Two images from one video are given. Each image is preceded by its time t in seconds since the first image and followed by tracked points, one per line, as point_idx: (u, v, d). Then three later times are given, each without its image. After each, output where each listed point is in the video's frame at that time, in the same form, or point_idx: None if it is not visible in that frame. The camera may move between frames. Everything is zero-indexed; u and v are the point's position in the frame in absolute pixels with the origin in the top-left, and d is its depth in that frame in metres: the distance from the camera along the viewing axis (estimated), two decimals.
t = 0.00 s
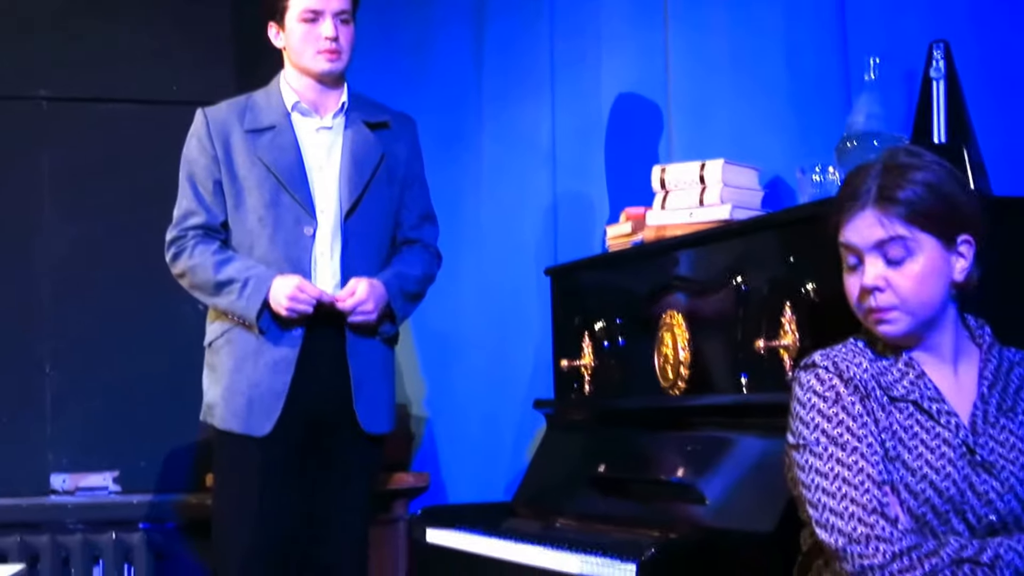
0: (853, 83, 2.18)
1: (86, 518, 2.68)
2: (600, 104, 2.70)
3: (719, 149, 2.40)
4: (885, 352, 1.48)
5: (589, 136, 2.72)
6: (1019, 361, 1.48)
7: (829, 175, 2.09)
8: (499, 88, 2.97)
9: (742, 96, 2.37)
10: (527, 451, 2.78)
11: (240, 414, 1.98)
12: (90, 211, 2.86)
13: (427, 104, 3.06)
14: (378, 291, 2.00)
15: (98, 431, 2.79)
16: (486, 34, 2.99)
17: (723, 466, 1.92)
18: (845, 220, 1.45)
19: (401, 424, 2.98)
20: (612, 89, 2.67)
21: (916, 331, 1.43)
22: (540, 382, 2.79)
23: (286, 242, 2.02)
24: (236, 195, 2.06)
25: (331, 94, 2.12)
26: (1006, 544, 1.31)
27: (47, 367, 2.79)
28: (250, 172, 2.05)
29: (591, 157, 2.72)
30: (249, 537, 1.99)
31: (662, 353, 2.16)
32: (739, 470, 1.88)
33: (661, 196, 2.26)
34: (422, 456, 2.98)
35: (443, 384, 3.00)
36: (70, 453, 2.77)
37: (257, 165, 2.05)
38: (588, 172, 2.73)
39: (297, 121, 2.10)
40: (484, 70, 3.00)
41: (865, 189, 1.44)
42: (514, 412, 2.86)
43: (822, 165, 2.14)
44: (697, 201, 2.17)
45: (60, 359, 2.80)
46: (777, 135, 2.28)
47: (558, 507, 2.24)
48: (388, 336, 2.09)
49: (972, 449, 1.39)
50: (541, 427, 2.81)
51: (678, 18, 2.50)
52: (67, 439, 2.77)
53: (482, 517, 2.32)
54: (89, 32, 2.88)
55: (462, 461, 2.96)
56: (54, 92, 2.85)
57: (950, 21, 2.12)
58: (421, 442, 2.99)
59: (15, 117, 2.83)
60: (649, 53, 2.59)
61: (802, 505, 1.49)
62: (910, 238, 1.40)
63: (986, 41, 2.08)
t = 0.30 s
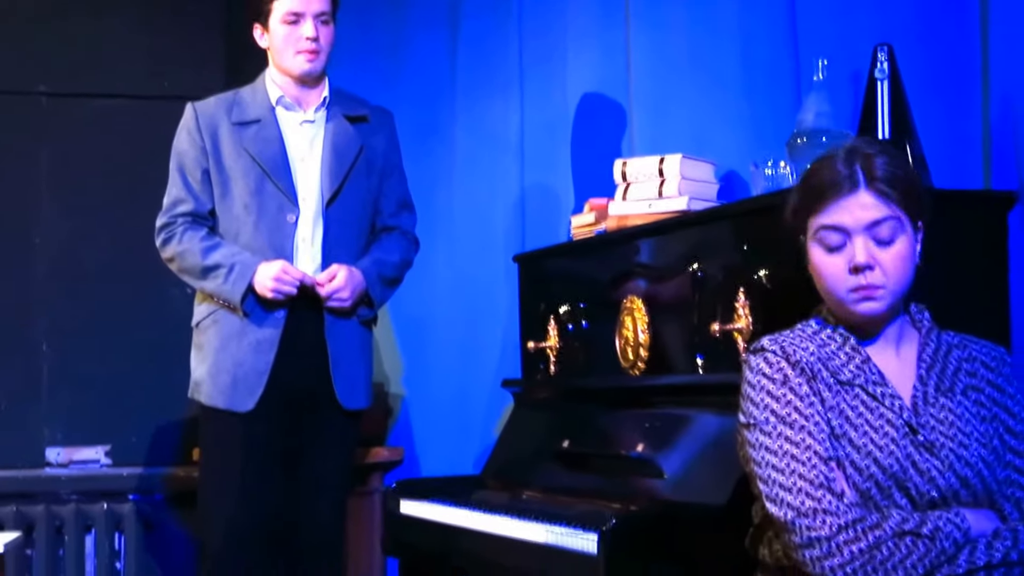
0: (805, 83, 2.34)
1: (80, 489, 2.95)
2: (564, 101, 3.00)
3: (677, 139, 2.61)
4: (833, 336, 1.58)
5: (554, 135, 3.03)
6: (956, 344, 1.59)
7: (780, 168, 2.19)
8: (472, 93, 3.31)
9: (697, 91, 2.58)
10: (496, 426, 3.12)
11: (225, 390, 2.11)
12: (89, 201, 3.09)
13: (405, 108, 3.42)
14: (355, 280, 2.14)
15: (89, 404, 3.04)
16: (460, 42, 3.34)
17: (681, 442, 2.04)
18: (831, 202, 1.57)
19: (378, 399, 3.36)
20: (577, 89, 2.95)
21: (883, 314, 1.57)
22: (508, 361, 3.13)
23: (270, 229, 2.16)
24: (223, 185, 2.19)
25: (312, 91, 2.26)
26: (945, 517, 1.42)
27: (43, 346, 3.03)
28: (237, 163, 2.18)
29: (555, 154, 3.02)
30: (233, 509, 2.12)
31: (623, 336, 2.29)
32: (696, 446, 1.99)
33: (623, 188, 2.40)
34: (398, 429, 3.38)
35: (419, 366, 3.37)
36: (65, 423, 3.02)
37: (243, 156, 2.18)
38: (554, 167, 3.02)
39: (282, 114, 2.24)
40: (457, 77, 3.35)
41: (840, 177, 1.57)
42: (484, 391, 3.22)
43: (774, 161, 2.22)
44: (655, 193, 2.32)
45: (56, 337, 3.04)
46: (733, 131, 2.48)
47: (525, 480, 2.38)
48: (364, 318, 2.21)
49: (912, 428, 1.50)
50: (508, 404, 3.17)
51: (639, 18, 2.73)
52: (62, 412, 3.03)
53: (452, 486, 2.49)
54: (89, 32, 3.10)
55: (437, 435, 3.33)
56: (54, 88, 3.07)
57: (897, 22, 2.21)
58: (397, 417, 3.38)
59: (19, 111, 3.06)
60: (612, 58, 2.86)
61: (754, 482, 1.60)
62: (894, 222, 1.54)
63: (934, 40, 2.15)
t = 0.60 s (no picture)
0: (778, 82, 2.41)
1: (77, 472, 3.03)
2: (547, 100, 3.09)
3: (649, 135, 2.72)
4: (806, 326, 1.64)
5: (535, 131, 3.13)
6: (921, 334, 1.64)
7: (753, 166, 2.26)
8: (456, 91, 3.42)
9: (672, 90, 2.68)
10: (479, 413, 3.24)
11: (219, 377, 2.19)
12: (84, 202, 3.19)
13: (394, 102, 3.49)
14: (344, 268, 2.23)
15: (86, 391, 3.15)
16: (446, 44, 3.44)
17: (658, 429, 2.06)
18: (830, 194, 1.62)
19: (366, 386, 3.43)
20: (558, 89, 3.05)
21: (867, 308, 1.64)
22: (489, 350, 3.25)
23: (262, 221, 2.25)
24: (217, 178, 2.28)
25: (302, 88, 2.35)
26: (911, 502, 1.49)
27: (42, 334, 3.14)
28: (230, 158, 2.27)
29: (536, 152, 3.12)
30: (230, 491, 2.20)
31: (602, 326, 2.38)
32: (673, 432, 2.02)
33: (601, 184, 2.49)
34: (384, 417, 3.43)
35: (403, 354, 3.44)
36: (62, 411, 3.13)
37: (236, 151, 2.28)
38: (534, 164, 3.12)
39: (274, 110, 2.33)
40: (442, 78, 3.46)
41: (833, 174, 1.63)
42: (467, 379, 3.33)
43: (747, 158, 2.28)
44: (632, 187, 2.40)
45: (55, 327, 3.15)
46: (706, 129, 2.57)
47: (506, 465, 2.46)
48: (351, 307, 2.30)
49: (880, 416, 1.56)
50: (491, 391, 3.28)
51: (617, 21, 2.83)
52: (60, 399, 3.13)
53: (437, 472, 2.59)
54: (87, 34, 3.20)
55: (417, 422, 3.42)
56: (53, 87, 3.16)
57: (867, 23, 2.27)
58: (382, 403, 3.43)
59: (18, 109, 3.15)
60: (591, 60, 2.95)
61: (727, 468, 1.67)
62: (890, 217, 1.61)
63: (902, 41, 2.21)
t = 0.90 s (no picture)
0: (773, 83, 2.43)
1: (76, 470, 3.05)
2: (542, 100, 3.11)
3: (646, 135, 2.75)
4: (800, 324, 1.66)
5: (530, 129, 3.15)
6: (914, 332, 1.67)
7: (747, 166, 2.28)
8: (453, 90, 3.45)
9: (669, 92, 2.70)
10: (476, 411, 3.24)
11: (221, 373, 2.21)
12: (85, 200, 3.24)
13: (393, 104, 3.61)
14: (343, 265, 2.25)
15: (87, 389, 3.20)
16: (444, 43, 3.47)
17: (655, 423, 2.09)
18: (824, 190, 1.64)
19: (365, 384, 3.55)
20: (557, 87, 3.05)
21: (861, 305, 1.66)
22: (487, 348, 3.25)
23: (261, 219, 2.27)
24: (216, 176, 2.30)
25: (302, 88, 2.37)
26: (903, 498, 1.52)
27: (43, 332, 3.18)
28: (230, 156, 2.29)
29: (531, 152, 3.14)
30: (229, 494, 2.22)
31: (598, 324, 2.40)
32: (670, 428, 2.04)
33: (597, 183, 2.52)
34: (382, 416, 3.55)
35: (401, 352, 3.54)
36: (62, 409, 3.17)
37: (236, 149, 2.30)
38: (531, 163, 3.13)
39: (273, 109, 2.35)
40: (439, 78, 3.50)
41: (826, 171, 1.65)
42: (463, 377, 3.35)
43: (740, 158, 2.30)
44: (628, 187, 2.42)
45: (55, 325, 3.19)
46: (702, 129, 2.60)
47: (503, 462, 2.48)
48: (350, 305, 2.31)
49: (873, 414, 1.58)
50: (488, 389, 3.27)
51: (614, 20, 2.85)
52: (60, 397, 3.18)
53: (434, 468, 2.62)
54: (86, 35, 3.26)
55: (416, 419, 3.48)
56: (54, 86, 3.22)
57: (862, 22, 2.29)
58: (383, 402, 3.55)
59: (19, 109, 3.20)
60: (587, 61, 2.96)
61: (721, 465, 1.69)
62: (883, 213, 1.64)
63: (898, 42, 2.22)
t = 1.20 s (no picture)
0: (775, 83, 2.43)
1: (78, 471, 3.06)
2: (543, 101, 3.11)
3: (647, 135, 2.75)
4: (802, 325, 1.66)
5: (531, 130, 3.15)
6: (915, 333, 1.67)
7: (749, 166, 2.27)
8: (454, 90, 3.45)
9: (671, 93, 2.70)
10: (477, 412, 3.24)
11: (223, 373, 2.21)
12: (86, 201, 3.25)
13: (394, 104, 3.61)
14: (346, 266, 2.25)
15: (88, 390, 3.20)
16: (446, 44, 3.47)
17: (656, 424, 2.09)
18: (826, 190, 1.64)
19: (367, 384, 3.58)
20: (557, 88, 3.06)
21: (862, 306, 1.65)
22: (488, 348, 3.25)
23: (264, 218, 2.26)
24: (218, 176, 2.30)
25: (303, 88, 2.36)
26: (904, 499, 1.52)
27: (45, 333, 3.19)
28: (232, 156, 2.29)
29: (532, 153, 3.14)
30: (229, 496, 2.22)
31: (599, 325, 2.40)
32: (672, 430, 2.04)
33: (599, 184, 2.51)
34: (384, 417, 3.58)
35: (403, 353, 3.55)
36: (63, 410, 3.18)
37: (238, 148, 2.29)
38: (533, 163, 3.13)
39: (276, 108, 2.35)
40: (441, 78, 3.50)
41: (828, 171, 1.65)
42: (464, 377, 3.35)
43: (742, 158, 2.30)
44: (630, 187, 2.42)
45: (55, 326, 3.20)
46: (703, 130, 2.59)
47: (504, 463, 2.48)
48: (352, 305, 2.31)
49: (874, 415, 1.58)
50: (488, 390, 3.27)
51: (616, 22, 2.85)
52: (61, 399, 3.18)
53: (436, 469, 2.62)
54: (86, 36, 3.27)
55: (417, 419, 3.49)
56: (55, 87, 3.23)
57: (863, 22, 2.28)
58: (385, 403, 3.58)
59: (20, 110, 3.21)
60: (589, 61, 2.96)
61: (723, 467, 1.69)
62: (885, 213, 1.63)
63: (899, 42, 2.22)
